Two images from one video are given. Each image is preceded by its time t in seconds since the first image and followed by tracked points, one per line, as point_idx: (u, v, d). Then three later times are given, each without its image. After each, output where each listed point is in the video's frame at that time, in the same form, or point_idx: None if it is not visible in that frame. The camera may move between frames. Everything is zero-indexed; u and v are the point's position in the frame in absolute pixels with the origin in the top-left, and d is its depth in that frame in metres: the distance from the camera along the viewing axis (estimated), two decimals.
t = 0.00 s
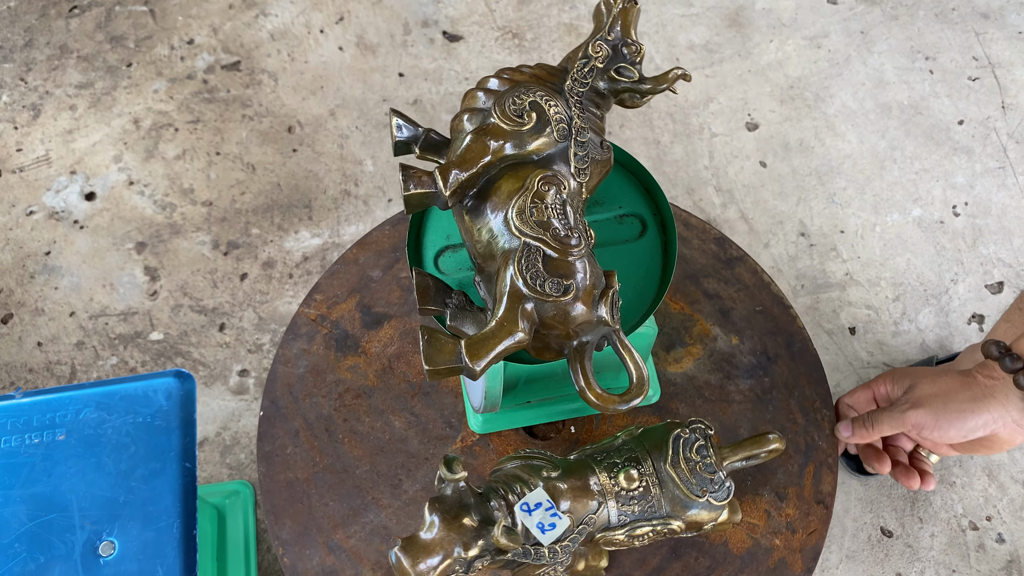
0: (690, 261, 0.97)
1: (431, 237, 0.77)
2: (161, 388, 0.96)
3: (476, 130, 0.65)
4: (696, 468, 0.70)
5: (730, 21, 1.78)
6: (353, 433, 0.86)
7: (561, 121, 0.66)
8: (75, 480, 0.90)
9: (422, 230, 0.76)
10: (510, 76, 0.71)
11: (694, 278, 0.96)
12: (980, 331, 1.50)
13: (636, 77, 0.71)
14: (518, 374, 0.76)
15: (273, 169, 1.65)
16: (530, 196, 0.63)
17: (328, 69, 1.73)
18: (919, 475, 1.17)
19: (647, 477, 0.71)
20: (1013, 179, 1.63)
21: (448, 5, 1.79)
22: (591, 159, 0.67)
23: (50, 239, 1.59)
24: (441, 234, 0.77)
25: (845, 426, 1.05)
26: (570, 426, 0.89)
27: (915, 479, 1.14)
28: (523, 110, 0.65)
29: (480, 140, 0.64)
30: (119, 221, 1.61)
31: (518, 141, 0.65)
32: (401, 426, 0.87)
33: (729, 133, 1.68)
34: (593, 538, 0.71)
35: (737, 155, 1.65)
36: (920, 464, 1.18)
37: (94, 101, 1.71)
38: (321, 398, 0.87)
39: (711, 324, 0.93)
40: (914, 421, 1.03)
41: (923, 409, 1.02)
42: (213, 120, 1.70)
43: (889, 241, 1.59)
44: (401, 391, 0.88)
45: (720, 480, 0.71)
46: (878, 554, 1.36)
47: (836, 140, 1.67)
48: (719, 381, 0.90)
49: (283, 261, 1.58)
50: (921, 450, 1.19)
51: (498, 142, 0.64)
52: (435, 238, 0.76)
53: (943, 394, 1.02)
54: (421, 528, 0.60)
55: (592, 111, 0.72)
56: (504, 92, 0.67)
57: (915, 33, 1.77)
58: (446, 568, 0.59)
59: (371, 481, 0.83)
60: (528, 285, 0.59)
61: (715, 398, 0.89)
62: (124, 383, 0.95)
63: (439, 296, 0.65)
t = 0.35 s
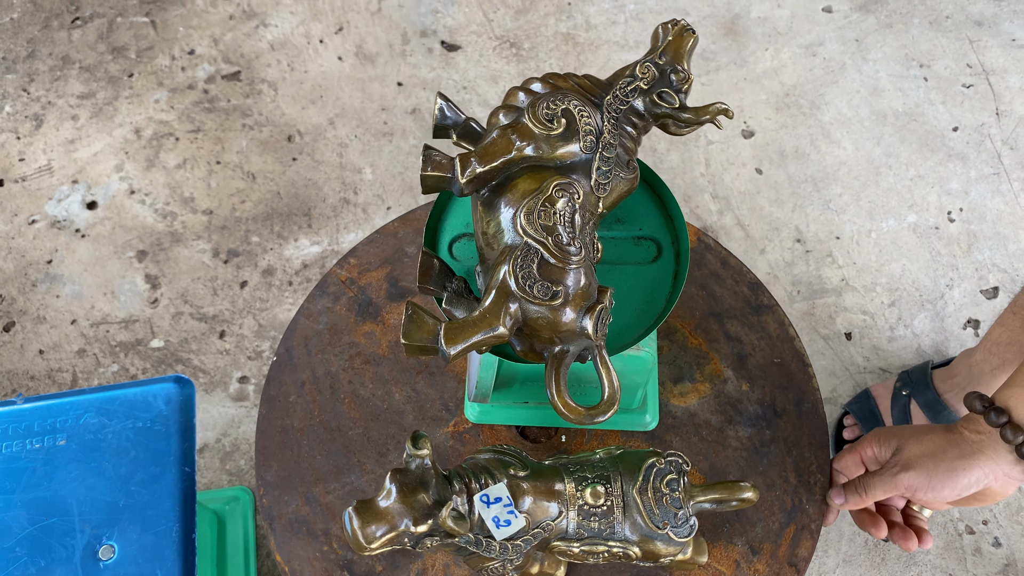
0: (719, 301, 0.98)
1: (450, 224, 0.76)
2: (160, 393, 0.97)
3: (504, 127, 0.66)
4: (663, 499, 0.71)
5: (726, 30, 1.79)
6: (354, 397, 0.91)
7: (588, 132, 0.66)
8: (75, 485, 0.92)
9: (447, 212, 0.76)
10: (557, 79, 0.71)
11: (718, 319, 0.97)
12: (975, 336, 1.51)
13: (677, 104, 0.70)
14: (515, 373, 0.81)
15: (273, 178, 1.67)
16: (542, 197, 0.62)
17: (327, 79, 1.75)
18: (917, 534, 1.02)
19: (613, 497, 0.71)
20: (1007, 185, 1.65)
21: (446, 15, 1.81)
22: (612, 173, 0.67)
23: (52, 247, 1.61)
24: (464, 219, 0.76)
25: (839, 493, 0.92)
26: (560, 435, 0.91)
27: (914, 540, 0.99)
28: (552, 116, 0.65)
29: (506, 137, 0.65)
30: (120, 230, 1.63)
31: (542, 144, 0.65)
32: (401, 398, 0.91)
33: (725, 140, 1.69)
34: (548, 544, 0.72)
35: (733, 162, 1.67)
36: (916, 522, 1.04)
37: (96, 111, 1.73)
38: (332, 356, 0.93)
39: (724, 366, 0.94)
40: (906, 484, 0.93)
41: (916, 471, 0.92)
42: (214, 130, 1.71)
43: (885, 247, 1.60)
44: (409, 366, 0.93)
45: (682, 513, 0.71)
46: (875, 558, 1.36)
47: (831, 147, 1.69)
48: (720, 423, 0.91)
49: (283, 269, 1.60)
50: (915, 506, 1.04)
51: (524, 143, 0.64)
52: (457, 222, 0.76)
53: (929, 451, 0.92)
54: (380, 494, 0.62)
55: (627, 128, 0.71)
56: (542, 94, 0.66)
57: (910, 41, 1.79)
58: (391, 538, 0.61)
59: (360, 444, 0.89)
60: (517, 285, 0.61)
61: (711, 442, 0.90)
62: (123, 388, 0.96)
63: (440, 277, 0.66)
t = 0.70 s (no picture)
0: (747, 343, 0.95)
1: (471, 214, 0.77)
2: (163, 392, 0.98)
3: (538, 121, 0.68)
4: (630, 515, 0.71)
5: (725, 34, 1.81)
6: (367, 357, 0.94)
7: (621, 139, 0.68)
8: (78, 482, 0.92)
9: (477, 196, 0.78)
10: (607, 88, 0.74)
11: (740, 359, 0.94)
12: (973, 337, 1.52)
13: (716, 129, 0.73)
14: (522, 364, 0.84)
15: (275, 181, 1.68)
16: (560, 194, 0.64)
17: (329, 83, 1.76)
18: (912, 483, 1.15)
19: (582, 503, 0.72)
20: (1005, 187, 1.66)
21: (447, 20, 1.82)
22: (636, 184, 0.69)
23: (56, 250, 1.62)
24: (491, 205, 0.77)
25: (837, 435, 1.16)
26: (554, 437, 0.92)
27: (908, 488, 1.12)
28: (587, 118, 0.67)
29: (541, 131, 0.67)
30: (123, 233, 1.64)
31: (573, 143, 0.67)
32: (410, 368, 0.94)
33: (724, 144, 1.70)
34: (512, 535, 0.74)
35: (733, 165, 1.68)
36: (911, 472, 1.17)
37: (100, 115, 1.74)
38: (354, 315, 0.96)
39: (733, 403, 0.92)
40: (905, 431, 1.04)
41: (916, 422, 1.03)
42: (216, 133, 1.73)
43: (883, 249, 1.61)
44: (424, 340, 0.95)
45: (647, 533, 0.71)
46: (874, 558, 1.37)
47: (830, 150, 1.70)
48: (716, 457, 0.90)
49: (285, 271, 1.61)
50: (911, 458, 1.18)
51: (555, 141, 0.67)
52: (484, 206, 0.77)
53: (932, 407, 1.03)
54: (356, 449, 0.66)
55: (662, 143, 0.73)
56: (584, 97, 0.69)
57: (908, 45, 1.80)
58: (355, 493, 0.65)
59: (363, 405, 0.92)
60: (517, 272, 0.61)
61: (702, 473, 0.89)
62: (126, 387, 0.97)
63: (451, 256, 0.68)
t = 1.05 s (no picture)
0: (765, 385, 0.94)
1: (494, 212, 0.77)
2: (168, 390, 0.99)
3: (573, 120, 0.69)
4: (602, 524, 0.72)
5: (726, 38, 1.82)
6: (388, 326, 0.97)
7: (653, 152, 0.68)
8: (84, 480, 0.93)
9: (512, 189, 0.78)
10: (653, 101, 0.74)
11: (755, 400, 0.93)
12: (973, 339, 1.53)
13: (753, 159, 0.72)
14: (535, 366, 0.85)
15: (278, 183, 1.69)
16: (581, 195, 0.64)
17: (333, 86, 1.78)
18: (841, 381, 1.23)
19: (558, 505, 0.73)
20: (1004, 190, 1.66)
21: (449, 24, 1.84)
22: (661, 200, 0.69)
23: (61, 251, 1.63)
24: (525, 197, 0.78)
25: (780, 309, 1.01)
26: (552, 438, 0.93)
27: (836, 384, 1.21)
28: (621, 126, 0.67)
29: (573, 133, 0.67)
30: (128, 235, 1.65)
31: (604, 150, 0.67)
32: (428, 343, 0.97)
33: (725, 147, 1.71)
34: (484, 521, 0.75)
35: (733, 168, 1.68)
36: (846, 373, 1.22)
37: (105, 117, 1.76)
38: (385, 283, 0.99)
39: (737, 438, 0.91)
40: (840, 324, 1.02)
41: (852, 316, 1.01)
42: (220, 136, 1.74)
43: (884, 251, 1.62)
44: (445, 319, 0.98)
45: (615, 544, 0.72)
46: (874, 558, 1.38)
47: (830, 153, 1.71)
48: (708, 487, 0.89)
49: (288, 273, 1.62)
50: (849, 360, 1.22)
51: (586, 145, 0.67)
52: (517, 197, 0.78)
53: (875, 308, 0.99)
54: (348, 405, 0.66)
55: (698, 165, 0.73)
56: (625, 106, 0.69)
57: (907, 49, 1.81)
58: (337, 448, 0.64)
59: (376, 369, 0.95)
60: (521, 262, 0.62)
61: (693, 501, 0.88)
62: (132, 385, 0.98)
63: (469, 238, 0.69)
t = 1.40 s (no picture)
0: (771, 432, 0.90)
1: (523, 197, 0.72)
2: (167, 386, 0.99)
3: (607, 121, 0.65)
4: (560, 526, 0.68)
5: (724, 39, 1.83)
6: (412, 294, 0.99)
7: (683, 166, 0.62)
8: (84, 476, 0.94)
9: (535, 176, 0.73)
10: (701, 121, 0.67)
11: (755, 443, 0.90)
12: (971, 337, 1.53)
13: (780, 195, 0.64)
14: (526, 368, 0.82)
15: (279, 183, 1.69)
16: (597, 197, 0.60)
17: (332, 87, 1.78)
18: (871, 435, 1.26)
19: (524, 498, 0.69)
20: (1002, 190, 1.67)
21: (449, 25, 1.84)
22: (675, 220, 0.62)
23: (61, 251, 1.63)
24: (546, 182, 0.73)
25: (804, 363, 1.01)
26: (543, 436, 0.93)
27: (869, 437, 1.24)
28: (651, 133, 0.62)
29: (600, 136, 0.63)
30: (128, 234, 1.65)
31: (628, 156, 0.62)
32: (447, 318, 0.98)
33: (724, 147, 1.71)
34: (450, 496, 0.72)
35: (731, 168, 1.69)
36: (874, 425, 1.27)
37: (105, 118, 1.76)
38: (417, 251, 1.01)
39: (727, 476, 0.88)
40: (866, 376, 1.00)
41: (879, 366, 0.99)
42: (220, 136, 1.74)
43: (882, 250, 1.62)
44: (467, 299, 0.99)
45: (570, 548, 0.68)
46: (873, 556, 1.38)
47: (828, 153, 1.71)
48: (687, 518, 0.86)
49: (288, 272, 1.62)
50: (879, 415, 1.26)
51: (615, 151, 0.63)
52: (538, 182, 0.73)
53: (902, 359, 0.98)
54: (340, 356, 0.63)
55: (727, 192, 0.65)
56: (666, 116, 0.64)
57: (905, 50, 1.82)
58: (318, 393, 0.62)
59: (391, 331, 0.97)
60: (522, 248, 0.59)
61: (667, 527, 0.86)
62: (133, 382, 0.99)
63: (486, 219, 0.66)
